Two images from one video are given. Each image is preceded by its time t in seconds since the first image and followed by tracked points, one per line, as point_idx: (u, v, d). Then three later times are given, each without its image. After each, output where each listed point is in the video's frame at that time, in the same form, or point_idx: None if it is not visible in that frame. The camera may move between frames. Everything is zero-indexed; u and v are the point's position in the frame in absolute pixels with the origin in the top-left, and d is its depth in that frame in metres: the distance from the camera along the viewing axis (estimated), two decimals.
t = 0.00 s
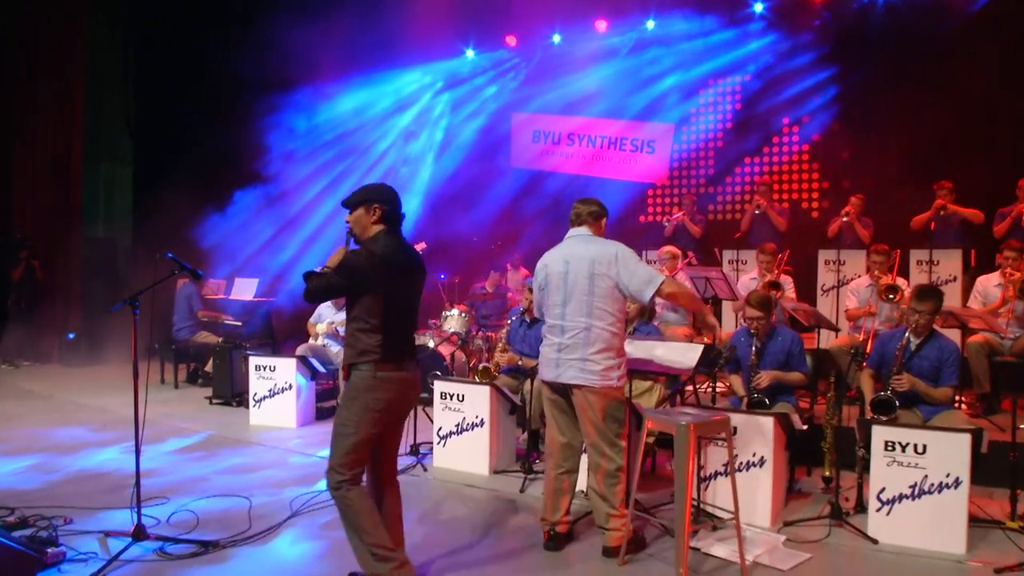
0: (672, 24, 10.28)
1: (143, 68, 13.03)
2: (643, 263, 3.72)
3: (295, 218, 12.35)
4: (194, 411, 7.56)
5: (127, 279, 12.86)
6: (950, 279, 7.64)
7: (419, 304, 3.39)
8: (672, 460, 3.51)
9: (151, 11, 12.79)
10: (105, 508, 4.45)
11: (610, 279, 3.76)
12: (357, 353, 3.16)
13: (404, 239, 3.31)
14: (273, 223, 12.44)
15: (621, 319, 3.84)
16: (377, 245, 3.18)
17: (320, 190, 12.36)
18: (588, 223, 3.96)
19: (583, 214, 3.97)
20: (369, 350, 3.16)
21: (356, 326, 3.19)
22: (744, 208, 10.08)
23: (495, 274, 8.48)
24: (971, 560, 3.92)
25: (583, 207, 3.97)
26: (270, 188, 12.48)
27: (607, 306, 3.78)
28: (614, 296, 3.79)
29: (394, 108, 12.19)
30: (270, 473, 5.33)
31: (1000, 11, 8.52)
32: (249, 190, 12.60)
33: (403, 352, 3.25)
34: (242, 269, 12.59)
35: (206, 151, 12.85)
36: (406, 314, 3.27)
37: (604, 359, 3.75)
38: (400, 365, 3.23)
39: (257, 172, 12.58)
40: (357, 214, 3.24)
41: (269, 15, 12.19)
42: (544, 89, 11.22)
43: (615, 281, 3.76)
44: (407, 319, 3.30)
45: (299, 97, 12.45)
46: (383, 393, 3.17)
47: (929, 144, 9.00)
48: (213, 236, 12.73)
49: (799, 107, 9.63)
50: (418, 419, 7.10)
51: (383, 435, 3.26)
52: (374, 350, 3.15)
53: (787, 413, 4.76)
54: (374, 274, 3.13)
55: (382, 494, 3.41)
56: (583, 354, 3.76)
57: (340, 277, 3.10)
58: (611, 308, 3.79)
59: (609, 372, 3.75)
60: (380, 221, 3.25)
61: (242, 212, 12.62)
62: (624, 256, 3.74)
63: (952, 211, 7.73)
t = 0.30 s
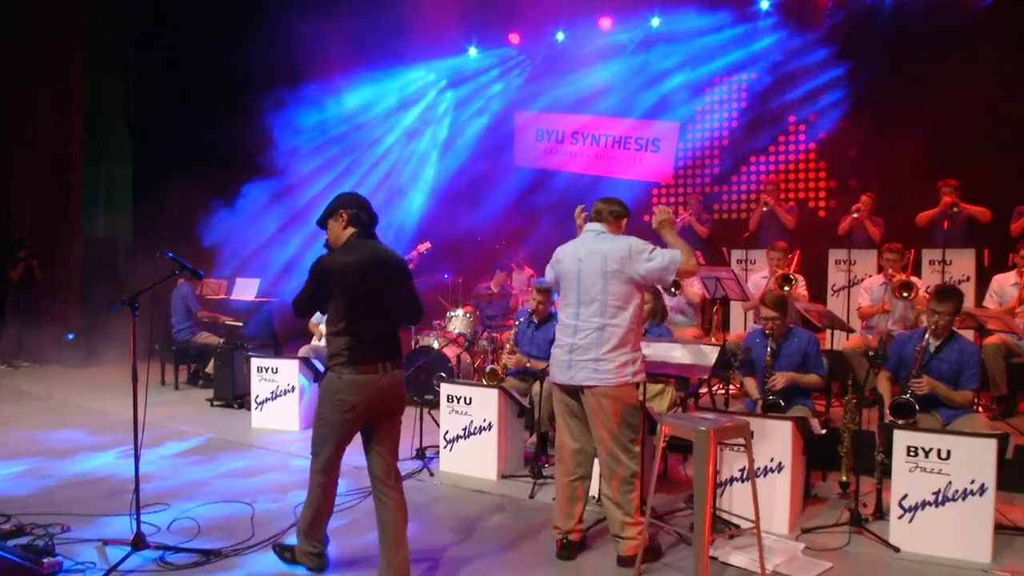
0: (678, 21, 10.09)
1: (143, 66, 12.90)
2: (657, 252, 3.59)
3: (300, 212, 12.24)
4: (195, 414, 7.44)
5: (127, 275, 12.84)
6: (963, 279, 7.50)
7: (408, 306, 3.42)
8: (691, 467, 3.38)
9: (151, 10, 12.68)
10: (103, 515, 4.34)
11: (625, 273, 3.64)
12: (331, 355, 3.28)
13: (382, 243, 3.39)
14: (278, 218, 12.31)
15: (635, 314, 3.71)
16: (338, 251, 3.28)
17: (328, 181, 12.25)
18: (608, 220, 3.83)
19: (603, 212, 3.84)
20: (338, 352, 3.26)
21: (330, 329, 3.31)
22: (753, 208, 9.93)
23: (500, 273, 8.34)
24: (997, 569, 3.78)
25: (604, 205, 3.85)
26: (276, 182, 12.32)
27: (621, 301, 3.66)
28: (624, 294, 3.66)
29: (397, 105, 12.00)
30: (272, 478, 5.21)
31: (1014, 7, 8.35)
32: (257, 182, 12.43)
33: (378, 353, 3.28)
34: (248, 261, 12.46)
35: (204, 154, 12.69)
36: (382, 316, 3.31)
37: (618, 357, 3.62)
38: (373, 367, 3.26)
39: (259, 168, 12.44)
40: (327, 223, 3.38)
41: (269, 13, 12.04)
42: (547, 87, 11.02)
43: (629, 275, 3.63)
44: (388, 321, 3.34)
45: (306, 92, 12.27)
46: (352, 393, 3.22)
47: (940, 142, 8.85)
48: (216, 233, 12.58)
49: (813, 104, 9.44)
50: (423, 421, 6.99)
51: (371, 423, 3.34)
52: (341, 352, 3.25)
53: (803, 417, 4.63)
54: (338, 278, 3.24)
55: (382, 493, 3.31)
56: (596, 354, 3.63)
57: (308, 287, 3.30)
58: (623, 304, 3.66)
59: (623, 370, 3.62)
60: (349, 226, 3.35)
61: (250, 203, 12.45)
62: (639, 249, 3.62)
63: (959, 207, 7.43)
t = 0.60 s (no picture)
0: (685, 18, 9.95)
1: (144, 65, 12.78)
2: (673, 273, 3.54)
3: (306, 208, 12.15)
4: (196, 416, 7.32)
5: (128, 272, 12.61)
6: (978, 280, 7.37)
7: (375, 301, 3.51)
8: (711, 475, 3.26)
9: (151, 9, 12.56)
10: (101, 522, 4.22)
11: (639, 280, 3.52)
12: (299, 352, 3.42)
13: (349, 243, 3.50)
14: (286, 212, 12.23)
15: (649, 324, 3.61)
16: (301, 252, 3.41)
17: (336, 175, 12.15)
18: (624, 219, 3.71)
19: (618, 211, 3.73)
20: (304, 348, 3.39)
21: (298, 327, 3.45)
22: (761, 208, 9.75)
23: (505, 272, 8.19)
24: None
25: (620, 204, 3.72)
26: (281, 178, 12.22)
27: (635, 308, 3.54)
28: (639, 299, 3.54)
29: (401, 103, 11.88)
30: (275, 482, 5.10)
31: None
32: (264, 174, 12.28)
33: (341, 349, 3.39)
34: (252, 256, 12.30)
35: (204, 154, 12.49)
36: (347, 313, 3.42)
37: (634, 362, 3.51)
38: (338, 362, 3.38)
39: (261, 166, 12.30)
40: (297, 227, 3.53)
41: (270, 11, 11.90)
42: (552, 84, 10.90)
43: (644, 282, 3.52)
44: (355, 318, 3.46)
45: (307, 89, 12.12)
46: (317, 387, 3.35)
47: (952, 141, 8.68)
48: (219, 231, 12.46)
49: (825, 101, 9.26)
50: (428, 423, 6.88)
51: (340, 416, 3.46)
52: (305, 348, 3.39)
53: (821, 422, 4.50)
54: (301, 277, 3.36)
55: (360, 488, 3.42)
56: (611, 359, 3.52)
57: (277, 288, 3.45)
58: (639, 309, 3.55)
59: (640, 377, 3.50)
60: (316, 228, 3.49)
61: (256, 197, 12.29)
62: (654, 257, 3.51)
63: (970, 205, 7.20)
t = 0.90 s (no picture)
0: (691, 15, 9.80)
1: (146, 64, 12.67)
2: (687, 272, 3.36)
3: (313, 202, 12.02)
4: (198, 417, 7.22)
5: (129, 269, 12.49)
6: (992, 280, 7.26)
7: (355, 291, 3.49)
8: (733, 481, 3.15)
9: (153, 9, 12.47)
10: (100, 529, 4.12)
11: (656, 281, 3.40)
12: (280, 344, 3.42)
13: (329, 236, 3.50)
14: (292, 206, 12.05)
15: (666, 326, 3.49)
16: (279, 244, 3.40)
17: (343, 170, 12.00)
18: (643, 218, 3.61)
19: (638, 209, 3.62)
20: (283, 341, 3.40)
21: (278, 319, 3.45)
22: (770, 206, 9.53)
23: (511, 271, 8.06)
24: None
25: (639, 202, 3.63)
26: (286, 173, 12.11)
27: (654, 307, 3.43)
28: (658, 299, 3.43)
29: (406, 101, 11.73)
30: (277, 486, 4.99)
31: None
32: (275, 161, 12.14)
33: (319, 341, 3.39)
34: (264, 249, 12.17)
35: (204, 154, 12.54)
36: (327, 305, 3.42)
37: (652, 365, 3.39)
38: (319, 354, 3.39)
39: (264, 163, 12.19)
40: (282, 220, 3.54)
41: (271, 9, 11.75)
42: (559, 82, 10.77)
43: (659, 282, 3.40)
44: (337, 310, 3.47)
45: (312, 85, 11.99)
46: (299, 379, 3.35)
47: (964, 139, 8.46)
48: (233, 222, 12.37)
49: (839, 100, 9.06)
50: (435, 426, 6.77)
51: (323, 407, 3.47)
52: (284, 340, 3.39)
53: (839, 426, 4.36)
54: (278, 271, 3.34)
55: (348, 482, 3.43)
56: (630, 360, 3.40)
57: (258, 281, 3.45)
58: (658, 310, 3.44)
59: (657, 381, 3.38)
60: (298, 221, 3.47)
61: (263, 192, 12.19)
62: (674, 259, 3.39)
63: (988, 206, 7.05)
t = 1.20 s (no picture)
0: (700, 12, 9.64)
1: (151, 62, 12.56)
2: (709, 275, 3.23)
3: (323, 197, 11.82)
4: (202, 419, 7.12)
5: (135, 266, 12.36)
6: (1010, 279, 7.04)
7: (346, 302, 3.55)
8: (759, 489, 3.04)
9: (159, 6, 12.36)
10: (101, 535, 4.02)
11: (677, 281, 3.26)
12: (269, 349, 3.46)
13: (321, 246, 3.55)
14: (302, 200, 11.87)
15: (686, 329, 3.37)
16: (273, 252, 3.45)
17: (351, 166, 11.79)
18: (665, 216, 3.50)
19: (660, 207, 3.51)
20: (274, 345, 3.43)
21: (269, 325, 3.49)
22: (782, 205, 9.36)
23: (519, 271, 7.93)
24: None
25: (660, 201, 3.52)
26: (293, 170, 11.87)
27: (671, 310, 3.31)
28: (675, 300, 3.30)
29: (414, 98, 11.57)
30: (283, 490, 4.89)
31: None
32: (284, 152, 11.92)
33: (309, 347, 3.43)
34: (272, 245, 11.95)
35: (206, 154, 12.43)
36: (318, 312, 3.46)
37: (670, 368, 3.27)
38: (309, 359, 3.43)
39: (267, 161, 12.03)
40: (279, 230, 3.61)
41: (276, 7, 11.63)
42: (569, 79, 10.63)
43: (678, 283, 3.27)
44: (328, 320, 3.52)
45: (318, 81, 11.80)
46: (289, 382, 3.39)
47: (981, 137, 8.30)
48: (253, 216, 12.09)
49: (859, 99, 8.86)
50: (443, 427, 6.67)
51: (309, 410, 3.52)
52: (275, 344, 3.43)
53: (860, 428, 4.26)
54: (270, 278, 3.39)
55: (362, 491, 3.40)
56: (646, 363, 3.29)
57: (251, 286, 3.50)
58: (675, 311, 3.31)
59: (676, 384, 3.26)
60: (294, 230, 3.54)
61: (271, 188, 11.97)
62: (692, 259, 3.26)
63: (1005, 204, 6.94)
